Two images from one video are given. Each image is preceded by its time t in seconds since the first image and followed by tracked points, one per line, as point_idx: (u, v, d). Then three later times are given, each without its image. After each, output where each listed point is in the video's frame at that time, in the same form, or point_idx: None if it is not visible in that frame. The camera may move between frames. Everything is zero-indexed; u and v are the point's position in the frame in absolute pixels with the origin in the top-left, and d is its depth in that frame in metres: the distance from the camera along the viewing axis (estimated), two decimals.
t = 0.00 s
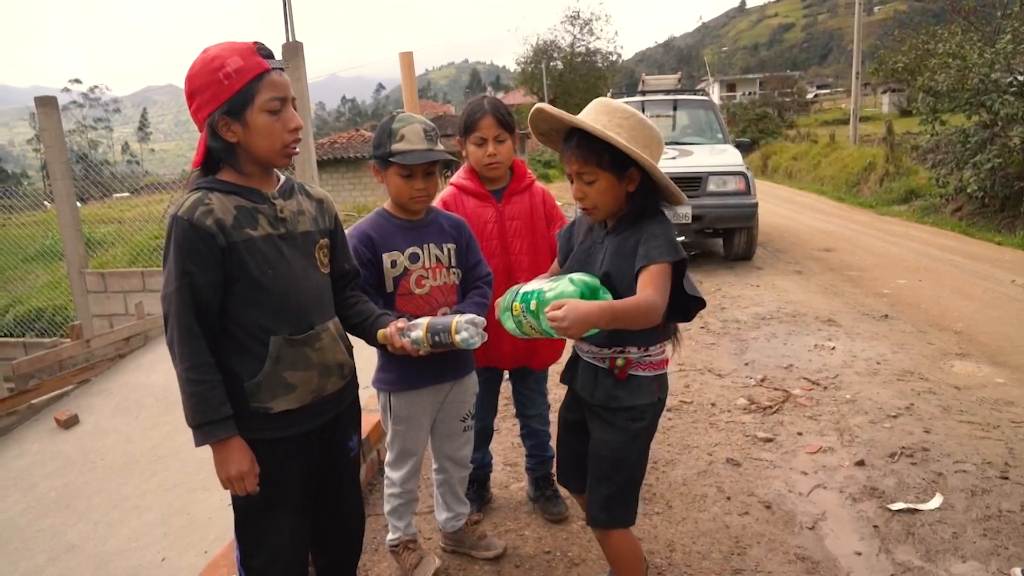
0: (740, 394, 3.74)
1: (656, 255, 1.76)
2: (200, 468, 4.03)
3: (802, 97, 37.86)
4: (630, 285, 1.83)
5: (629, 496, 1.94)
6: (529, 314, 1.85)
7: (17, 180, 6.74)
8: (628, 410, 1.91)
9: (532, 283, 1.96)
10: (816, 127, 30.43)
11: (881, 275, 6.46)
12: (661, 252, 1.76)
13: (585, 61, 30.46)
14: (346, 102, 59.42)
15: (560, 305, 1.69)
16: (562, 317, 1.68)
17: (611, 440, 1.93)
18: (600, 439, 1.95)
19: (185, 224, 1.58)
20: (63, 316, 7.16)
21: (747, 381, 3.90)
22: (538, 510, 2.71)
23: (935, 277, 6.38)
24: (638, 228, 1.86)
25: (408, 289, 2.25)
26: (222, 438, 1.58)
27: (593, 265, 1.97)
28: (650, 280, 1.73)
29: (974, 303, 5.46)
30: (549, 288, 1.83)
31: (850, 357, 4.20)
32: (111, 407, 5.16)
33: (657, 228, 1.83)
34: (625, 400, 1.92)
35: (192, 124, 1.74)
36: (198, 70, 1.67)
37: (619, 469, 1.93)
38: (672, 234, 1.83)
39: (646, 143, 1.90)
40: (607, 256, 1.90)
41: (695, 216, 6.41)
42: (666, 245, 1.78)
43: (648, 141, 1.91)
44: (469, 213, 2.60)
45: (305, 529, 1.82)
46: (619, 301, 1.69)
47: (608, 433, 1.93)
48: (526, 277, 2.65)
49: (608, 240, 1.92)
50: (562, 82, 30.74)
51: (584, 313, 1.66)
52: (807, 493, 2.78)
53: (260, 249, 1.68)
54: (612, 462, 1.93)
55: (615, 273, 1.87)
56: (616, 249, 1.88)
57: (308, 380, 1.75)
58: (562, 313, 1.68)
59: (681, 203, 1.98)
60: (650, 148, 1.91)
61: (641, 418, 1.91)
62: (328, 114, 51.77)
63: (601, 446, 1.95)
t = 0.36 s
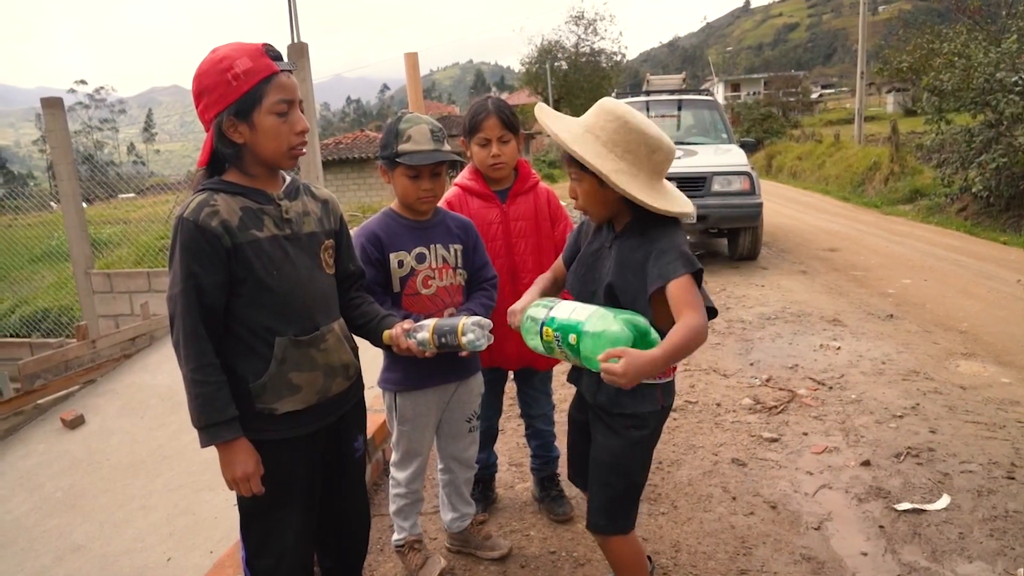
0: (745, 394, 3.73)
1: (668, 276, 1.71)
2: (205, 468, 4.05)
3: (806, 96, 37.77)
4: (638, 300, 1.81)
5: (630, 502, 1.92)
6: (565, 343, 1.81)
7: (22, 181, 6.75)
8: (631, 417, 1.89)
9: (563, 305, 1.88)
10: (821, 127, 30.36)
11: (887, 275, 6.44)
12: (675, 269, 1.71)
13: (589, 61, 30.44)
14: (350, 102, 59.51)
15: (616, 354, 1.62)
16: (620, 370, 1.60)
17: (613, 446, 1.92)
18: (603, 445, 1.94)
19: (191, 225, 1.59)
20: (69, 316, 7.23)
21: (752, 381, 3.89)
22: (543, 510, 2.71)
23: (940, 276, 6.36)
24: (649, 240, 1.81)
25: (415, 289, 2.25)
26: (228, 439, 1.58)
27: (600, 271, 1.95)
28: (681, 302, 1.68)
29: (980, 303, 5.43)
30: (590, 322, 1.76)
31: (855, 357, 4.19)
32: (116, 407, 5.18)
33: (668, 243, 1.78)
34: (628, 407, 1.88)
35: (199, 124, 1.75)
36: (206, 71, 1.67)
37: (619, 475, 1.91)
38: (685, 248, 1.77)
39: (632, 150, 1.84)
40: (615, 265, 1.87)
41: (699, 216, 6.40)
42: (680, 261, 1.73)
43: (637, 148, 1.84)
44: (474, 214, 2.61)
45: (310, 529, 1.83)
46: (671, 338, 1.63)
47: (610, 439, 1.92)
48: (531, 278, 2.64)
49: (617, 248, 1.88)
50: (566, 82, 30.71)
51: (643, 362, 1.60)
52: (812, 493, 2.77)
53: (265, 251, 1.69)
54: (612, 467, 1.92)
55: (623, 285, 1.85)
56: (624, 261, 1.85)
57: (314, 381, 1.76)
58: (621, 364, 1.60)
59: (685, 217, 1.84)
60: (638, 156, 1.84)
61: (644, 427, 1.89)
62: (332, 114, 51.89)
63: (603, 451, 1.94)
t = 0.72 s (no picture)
0: (741, 395, 3.73)
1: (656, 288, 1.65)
2: (201, 471, 4.03)
3: (802, 98, 37.85)
4: (627, 309, 1.76)
5: (634, 515, 1.88)
6: (595, 392, 1.76)
7: (16, 182, 6.67)
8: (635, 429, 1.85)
9: (584, 351, 1.81)
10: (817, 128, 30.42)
11: (882, 276, 6.46)
12: (664, 279, 1.63)
13: (586, 62, 30.44)
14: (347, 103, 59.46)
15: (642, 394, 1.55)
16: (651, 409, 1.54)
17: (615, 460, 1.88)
18: (604, 458, 1.91)
19: (186, 227, 1.58)
20: (64, 318, 7.23)
21: (748, 382, 3.90)
22: (540, 512, 2.71)
23: (936, 277, 6.38)
24: (641, 245, 1.74)
25: (415, 290, 2.25)
26: (223, 443, 1.58)
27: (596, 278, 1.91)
28: (686, 313, 1.61)
29: (975, 304, 5.45)
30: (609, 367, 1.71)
31: (851, 358, 4.19)
32: (112, 409, 5.16)
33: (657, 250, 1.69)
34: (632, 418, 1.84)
35: (194, 125, 1.74)
36: (201, 71, 1.67)
37: (621, 489, 1.87)
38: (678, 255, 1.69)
39: (609, 158, 1.77)
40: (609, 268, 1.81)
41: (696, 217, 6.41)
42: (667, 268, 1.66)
43: (614, 155, 1.76)
44: (471, 215, 2.61)
45: (307, 532, 1.82)
46: (692, 365, 1.56)
47: (613, 451, 1.89)
48: (528, 280, 2.62)
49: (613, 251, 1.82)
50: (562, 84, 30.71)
51: (676, 400, 1.53)
52: (808, 494, 2.77)
53: (261, 252, 1.68)
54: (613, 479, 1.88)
55: (615, 292, 1.80)
56: (614, 269, 1.80)
57: (310, 384, 1.75)
58: (652, 405, 1.53)
59: (658, 232, 1.73)
60: (614, 164, 1.76)
61: (646, 439, 1.85)
62: (329, 115, 51.85)
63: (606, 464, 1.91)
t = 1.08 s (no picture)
0: (738, 397, 3.74)
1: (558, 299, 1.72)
2: (197, 473, 4.03)
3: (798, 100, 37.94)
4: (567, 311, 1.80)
5: (609, 515, 1.84)
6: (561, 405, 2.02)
7: (11, 184, 6.64)
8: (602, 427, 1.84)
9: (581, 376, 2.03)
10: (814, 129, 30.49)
11: (878, 278, 6.47)
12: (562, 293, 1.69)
13: (582, 64, 30.44)
14: (344, 105, 59.45)
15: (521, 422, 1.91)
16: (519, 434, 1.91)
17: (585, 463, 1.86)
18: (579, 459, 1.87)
19: (181, 230, 1.58)
20: (59, 321, 7.28)
21: (745, 383, 3.90)
22: (537, 514, 2.71)
23: (932, 279, 6.39)
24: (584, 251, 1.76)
25: (413, 292, 2.24)
26: (220, 446, 1.57)
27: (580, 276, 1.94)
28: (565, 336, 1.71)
29: (970, 305, 5.46)
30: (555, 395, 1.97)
31: (847, 359, 4.20)
32: (108, 412, 5.15)
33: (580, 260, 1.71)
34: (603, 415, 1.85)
35: (188, 129, 1.73)
36: (195, 74, 1.66)
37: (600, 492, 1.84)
38: (591, 267, 1.67)
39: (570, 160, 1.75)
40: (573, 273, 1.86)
41: (693, 219, 6.42)
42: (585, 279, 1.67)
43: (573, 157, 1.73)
44: (469, 218, 2.60)
45: (304, 535, 1.81)
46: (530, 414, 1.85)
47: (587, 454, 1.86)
48: (526, 282, 2.61)
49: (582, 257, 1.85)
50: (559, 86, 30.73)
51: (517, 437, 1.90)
52: (805, 496, 2.78)
53: (256, 255, 1.68)
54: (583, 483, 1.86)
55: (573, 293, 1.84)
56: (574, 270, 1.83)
57: (306, 387, 1.75)
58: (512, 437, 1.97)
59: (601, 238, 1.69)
60: (572, 166, 1.74)
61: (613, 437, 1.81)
62: (325, 118, 51.83)
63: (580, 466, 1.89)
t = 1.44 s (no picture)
0: (734, 398, 3.74)
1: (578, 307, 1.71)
2: (193, 476, 4.01)
3: (794, 101, 38.02)
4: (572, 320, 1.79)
5: (617, 519, 1.84)
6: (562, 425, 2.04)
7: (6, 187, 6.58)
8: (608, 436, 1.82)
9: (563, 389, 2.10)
10: (810, 131, 30.55)
11: (873, 279, 6.49)
12: (587, 301, 1.68)
13: (579, 65, 30.42)
14: (340, 107, 59.43)
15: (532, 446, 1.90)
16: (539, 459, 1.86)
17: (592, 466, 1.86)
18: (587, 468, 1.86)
19: (176, 231, 1.57)
20: (55, 323, 7.18)
21: (741, 385, 3.91)
22: (533, 516, 2.71)
23: (927, 280, 6.41)
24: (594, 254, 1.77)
25: (411, 293, 2.24)
26: (217, 448, 1.57)
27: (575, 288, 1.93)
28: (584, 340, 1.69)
29: (965, 306, 5.48)
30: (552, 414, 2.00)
31: (843, 360, 4.21)
32: (103, 415, 5.13)
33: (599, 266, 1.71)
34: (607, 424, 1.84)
35: (180, 132, 1.73)
36: (187, 78, 1.66)
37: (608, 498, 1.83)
38: (612, 273, 1.67)
39: (577, 165, 1.74)
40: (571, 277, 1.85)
41: (689, 220, 6.42)
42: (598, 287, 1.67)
43: (581, 162, 1.73)
44: (465, 219, 2.60)
45: (299, 536, 1.81)
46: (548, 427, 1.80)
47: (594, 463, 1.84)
48: (522, 283, 2.61)
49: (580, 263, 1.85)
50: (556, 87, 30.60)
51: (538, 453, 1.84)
52: (800, 497, 2.78)
53: (252, 257, 1.68)
54: (588, 487, 1.84)
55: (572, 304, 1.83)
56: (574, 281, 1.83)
57: (301, 387, 1.74)
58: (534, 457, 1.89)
59: (617, 243, 1.70)
60: (580, 171, 1.74)
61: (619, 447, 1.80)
62: (322, 120, 51.78)
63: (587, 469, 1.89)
